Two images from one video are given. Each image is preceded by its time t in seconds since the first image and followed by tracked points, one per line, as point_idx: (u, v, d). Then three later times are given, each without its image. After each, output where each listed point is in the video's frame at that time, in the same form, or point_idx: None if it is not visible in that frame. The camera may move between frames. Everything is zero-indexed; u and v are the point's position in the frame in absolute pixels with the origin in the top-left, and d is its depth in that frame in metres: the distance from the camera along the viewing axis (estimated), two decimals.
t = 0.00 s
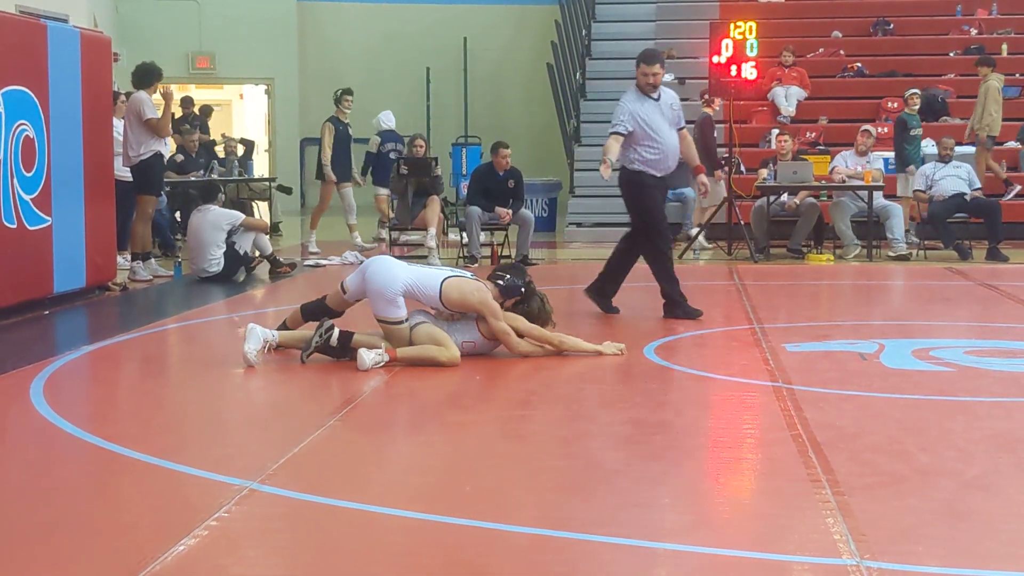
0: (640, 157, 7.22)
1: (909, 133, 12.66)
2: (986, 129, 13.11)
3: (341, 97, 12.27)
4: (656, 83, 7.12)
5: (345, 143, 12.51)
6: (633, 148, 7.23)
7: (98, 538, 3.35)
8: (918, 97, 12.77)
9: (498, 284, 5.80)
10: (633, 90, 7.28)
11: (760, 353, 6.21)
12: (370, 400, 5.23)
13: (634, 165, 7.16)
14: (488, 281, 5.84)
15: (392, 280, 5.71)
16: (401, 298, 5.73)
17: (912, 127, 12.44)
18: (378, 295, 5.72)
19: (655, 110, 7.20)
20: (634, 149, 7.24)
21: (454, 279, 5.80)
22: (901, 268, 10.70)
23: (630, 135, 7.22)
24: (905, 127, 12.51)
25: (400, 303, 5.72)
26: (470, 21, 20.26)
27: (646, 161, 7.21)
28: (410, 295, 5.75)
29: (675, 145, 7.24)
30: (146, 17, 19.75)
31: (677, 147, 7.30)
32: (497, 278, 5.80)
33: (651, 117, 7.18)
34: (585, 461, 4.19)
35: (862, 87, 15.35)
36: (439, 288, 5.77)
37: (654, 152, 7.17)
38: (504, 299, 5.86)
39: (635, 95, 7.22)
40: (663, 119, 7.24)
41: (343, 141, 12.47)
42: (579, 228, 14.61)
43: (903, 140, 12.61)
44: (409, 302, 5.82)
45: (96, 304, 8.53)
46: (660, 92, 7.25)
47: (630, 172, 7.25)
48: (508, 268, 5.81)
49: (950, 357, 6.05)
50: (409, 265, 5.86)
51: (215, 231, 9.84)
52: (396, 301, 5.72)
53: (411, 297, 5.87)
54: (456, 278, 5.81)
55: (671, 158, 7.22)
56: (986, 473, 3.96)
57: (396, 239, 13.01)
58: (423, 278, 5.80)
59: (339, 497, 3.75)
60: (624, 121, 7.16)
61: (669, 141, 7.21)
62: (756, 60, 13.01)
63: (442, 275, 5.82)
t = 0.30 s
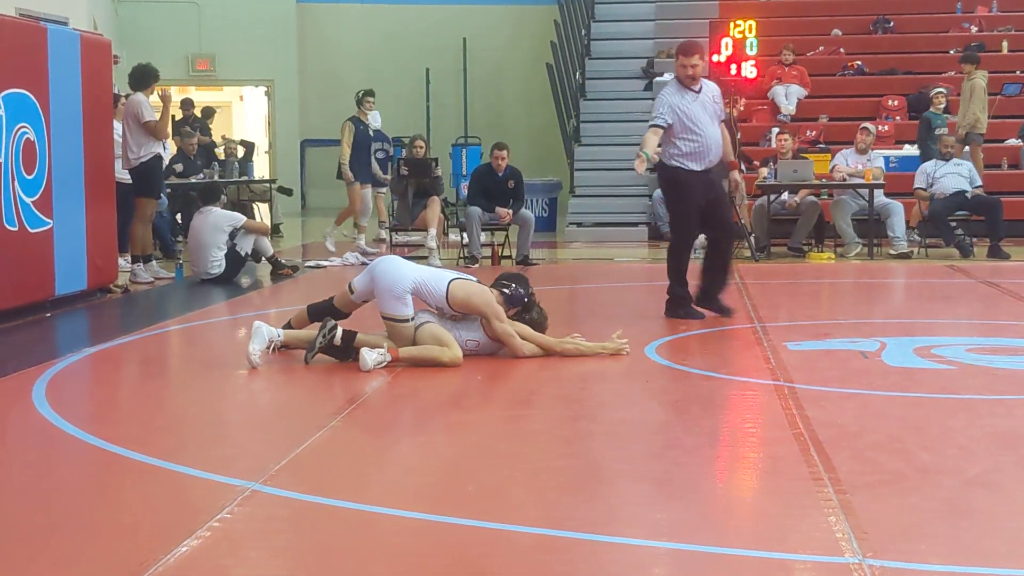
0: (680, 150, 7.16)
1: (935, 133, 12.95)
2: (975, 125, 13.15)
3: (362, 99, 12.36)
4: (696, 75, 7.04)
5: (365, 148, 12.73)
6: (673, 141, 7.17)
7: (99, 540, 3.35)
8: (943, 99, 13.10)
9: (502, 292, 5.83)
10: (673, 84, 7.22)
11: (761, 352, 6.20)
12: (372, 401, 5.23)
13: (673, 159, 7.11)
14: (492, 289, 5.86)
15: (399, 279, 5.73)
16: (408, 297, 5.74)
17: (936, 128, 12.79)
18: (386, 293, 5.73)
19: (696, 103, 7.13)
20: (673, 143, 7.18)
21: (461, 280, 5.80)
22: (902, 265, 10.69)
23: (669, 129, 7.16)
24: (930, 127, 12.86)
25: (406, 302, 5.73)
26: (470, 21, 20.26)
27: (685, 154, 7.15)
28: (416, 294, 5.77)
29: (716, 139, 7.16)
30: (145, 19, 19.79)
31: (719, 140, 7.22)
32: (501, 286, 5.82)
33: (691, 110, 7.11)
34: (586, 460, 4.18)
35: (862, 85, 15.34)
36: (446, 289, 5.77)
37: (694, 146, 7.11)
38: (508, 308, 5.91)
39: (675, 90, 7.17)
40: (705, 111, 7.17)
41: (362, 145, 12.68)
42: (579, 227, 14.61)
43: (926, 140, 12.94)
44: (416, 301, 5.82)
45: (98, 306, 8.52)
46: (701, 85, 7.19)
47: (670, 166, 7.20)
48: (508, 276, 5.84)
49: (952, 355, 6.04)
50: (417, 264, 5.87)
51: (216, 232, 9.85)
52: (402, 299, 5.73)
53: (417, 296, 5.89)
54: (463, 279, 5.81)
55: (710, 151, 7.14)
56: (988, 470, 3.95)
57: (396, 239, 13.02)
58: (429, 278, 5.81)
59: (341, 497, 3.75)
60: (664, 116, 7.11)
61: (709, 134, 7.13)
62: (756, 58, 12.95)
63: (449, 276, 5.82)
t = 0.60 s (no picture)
0: (719, 151, 6.90)
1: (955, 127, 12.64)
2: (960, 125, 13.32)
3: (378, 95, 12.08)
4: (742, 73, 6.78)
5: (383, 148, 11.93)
6: (713, 142, 6.93)
7: (100, 539, 3.34)
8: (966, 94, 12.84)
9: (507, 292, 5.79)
10: (720, 85, 7.00)
11: (763, 350, 6.19)
12: (374, 399, 5.22)
13: (709, 159, 6.86)
14: (498, 286, 5.83)
15: (403, 280, 5.71)
16: (413, 298, 5.73)
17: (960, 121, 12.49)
18: (391, 295, 5.73)
19: (739, 102, 6.87)
20: (713, 144, 6.93)
21: (465, 277, 5.77)
22: (904, 263, 10.67)
23: (711, 129, 6.93)
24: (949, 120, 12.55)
25: (411, 302, 5.72)
26: (470, 19, 20.23)
27: (723, 155, 6.88)
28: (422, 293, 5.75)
29: (758, 139, 6.83)
30: (146, 18, 19.77)
31: (763, 141, 6.87)
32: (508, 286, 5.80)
33: (732, 109, 6.86)
34: (588, 458, 4.18)
35: (862, 82, 15.34)
36: (451, 286, 5.74)
37: (734, 146, 6.83)
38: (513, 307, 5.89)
39: (719, 89, 6.95)
40: (748, 112, 6.88)
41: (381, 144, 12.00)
42: (580, 225, 14.60)
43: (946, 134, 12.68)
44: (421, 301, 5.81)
45: (99, 305, 8.52)
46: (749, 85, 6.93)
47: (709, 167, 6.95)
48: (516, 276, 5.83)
49: (953, 352, 6.03)
50: (421, 263, 5.85)
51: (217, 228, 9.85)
52: (407, 300, 5.72)
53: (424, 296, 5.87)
54: (467, 275, 5.78)
55: (751, 152, 6.82)
56: (991, 468, 3.94)
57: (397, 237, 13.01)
58: (434, 275, 5.78)
59: (343, 495, 3.74)
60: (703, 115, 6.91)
61: (751, 135, 6.82)
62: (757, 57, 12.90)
63: (454, 273, 5.79)
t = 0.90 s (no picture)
0: (765, 140, 6.83)
1: (990, 123, 12.69)
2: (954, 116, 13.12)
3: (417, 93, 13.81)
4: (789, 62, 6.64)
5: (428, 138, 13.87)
6: (760, 131, 6.86)
7: (120, 534, 3.37)
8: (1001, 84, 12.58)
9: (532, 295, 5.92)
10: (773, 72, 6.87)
11: (780, 344, 6.18)
12: (391, 394, 5.23)
13: (753, 149, 6.82)
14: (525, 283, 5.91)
15: (437, 273, 5.63)
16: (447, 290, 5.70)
17: (994, 117, 12.54)
18: (423, 287, 5.69)
19: (787, 91, 6.75)
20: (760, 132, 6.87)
21: (499, 265, 5.77)
22: (920, 257, 10.62)
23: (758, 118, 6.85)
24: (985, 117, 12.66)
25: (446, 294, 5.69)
26: (483, 15, 20.18)
27: (768, 145, 6.81)
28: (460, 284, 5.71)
29: (801, 128, 6.70)
30: (160, 15, 19.85)
31: (808, 130, 6.72)
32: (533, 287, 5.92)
33: (779, 98, 6.75)
34: (605, 453, 4.18)
35: (878, 76, 15.27)
36: (485, 275, 5.72)
37: (778, 137, 6.74)
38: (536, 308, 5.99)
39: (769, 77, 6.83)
40: (795, 101, 6.75)
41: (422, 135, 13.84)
42: (595, 220, 14.58)
43: (982, 132, 12.71)
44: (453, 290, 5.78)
45: (116, 301, 8.57)
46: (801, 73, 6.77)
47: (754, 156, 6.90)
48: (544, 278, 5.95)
49: (972, 346, 6.00)
50: (454, 250, 5.79)
51: (233, 221, 9.88)
52: (441, 291, 5.68)
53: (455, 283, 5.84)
54: (501, 263, 5.77)
55: (794, 142, 6.70)
56: (1011, 462, 3.92)
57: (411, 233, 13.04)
58: (468, 265, 5.75)
59: (361, 490, 3.76)
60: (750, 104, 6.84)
61: (795, 125, 6.70)
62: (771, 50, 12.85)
63: (488, 261, 5.77)
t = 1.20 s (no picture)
0: (807, 141, 6.73)
1: None
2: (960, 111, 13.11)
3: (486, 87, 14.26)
4: (819, 59, 6.54)
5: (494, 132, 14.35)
6: (802, 132, 6.77)
7: (144, 528, 3.43)
8: None
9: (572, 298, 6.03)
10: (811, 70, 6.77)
11: (800, 338, 6.19)
12: (410, 389, 5.28)
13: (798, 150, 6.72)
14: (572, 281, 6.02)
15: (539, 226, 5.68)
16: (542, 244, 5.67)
17: None
18: (528, 232, 5.61)
19: (822, 88, 6.63)
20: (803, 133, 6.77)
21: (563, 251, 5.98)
22: (942, 250, 10.57)
23: (799, 119, 6.76)
24: None
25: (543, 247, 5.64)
26: (502, 9, 20.17)
27: (810, 145, 6.71)
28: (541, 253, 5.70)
29: (840, 124, 6.57)
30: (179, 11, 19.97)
31: (849, 126, 6.58)
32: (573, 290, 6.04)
33: (815, 97, 6.65)
34: (624, 447, 4.22)
35: (898, 68, 15.18)
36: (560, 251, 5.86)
37: (819, 135, 6.63)
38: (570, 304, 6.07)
39: (805, 76, 6.74)
40: (832, 98, 6.61)
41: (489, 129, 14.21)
42: (615, 214, 14.59)
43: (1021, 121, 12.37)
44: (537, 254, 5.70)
45: (136, 296, 8.66)
46: (836, 68, 6.63)
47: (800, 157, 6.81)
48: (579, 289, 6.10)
49: (992, 339, 5.99)
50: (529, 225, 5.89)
51: (253, 217, 9.92)
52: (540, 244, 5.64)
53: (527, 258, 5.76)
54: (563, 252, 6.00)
55: (834, 140, 6.57)
56: None
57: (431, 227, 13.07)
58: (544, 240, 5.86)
59: (380, 484, 3.81)
60: (788, 107, 6.78)
61: (834, 122, 6.58)
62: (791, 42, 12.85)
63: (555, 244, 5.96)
